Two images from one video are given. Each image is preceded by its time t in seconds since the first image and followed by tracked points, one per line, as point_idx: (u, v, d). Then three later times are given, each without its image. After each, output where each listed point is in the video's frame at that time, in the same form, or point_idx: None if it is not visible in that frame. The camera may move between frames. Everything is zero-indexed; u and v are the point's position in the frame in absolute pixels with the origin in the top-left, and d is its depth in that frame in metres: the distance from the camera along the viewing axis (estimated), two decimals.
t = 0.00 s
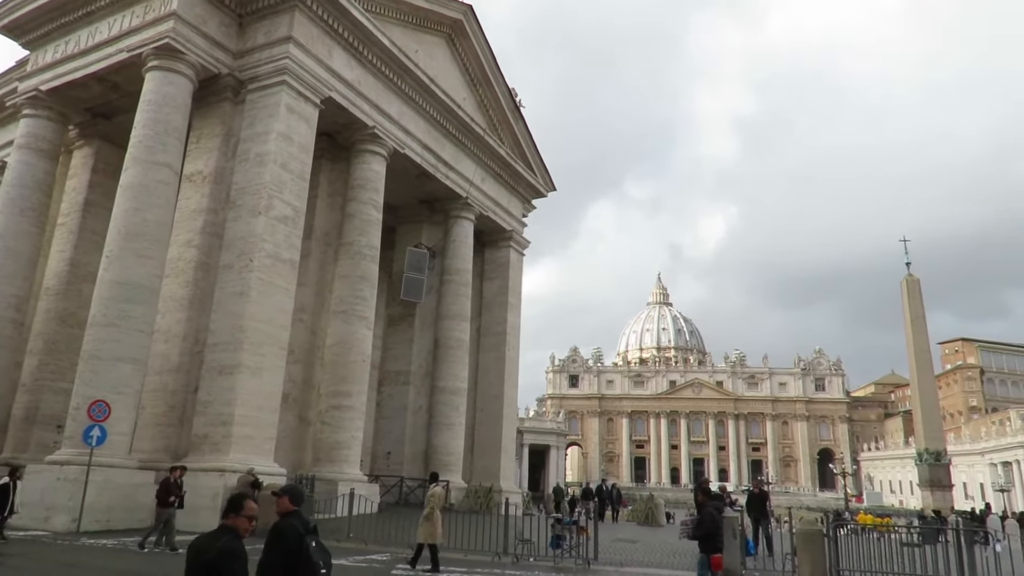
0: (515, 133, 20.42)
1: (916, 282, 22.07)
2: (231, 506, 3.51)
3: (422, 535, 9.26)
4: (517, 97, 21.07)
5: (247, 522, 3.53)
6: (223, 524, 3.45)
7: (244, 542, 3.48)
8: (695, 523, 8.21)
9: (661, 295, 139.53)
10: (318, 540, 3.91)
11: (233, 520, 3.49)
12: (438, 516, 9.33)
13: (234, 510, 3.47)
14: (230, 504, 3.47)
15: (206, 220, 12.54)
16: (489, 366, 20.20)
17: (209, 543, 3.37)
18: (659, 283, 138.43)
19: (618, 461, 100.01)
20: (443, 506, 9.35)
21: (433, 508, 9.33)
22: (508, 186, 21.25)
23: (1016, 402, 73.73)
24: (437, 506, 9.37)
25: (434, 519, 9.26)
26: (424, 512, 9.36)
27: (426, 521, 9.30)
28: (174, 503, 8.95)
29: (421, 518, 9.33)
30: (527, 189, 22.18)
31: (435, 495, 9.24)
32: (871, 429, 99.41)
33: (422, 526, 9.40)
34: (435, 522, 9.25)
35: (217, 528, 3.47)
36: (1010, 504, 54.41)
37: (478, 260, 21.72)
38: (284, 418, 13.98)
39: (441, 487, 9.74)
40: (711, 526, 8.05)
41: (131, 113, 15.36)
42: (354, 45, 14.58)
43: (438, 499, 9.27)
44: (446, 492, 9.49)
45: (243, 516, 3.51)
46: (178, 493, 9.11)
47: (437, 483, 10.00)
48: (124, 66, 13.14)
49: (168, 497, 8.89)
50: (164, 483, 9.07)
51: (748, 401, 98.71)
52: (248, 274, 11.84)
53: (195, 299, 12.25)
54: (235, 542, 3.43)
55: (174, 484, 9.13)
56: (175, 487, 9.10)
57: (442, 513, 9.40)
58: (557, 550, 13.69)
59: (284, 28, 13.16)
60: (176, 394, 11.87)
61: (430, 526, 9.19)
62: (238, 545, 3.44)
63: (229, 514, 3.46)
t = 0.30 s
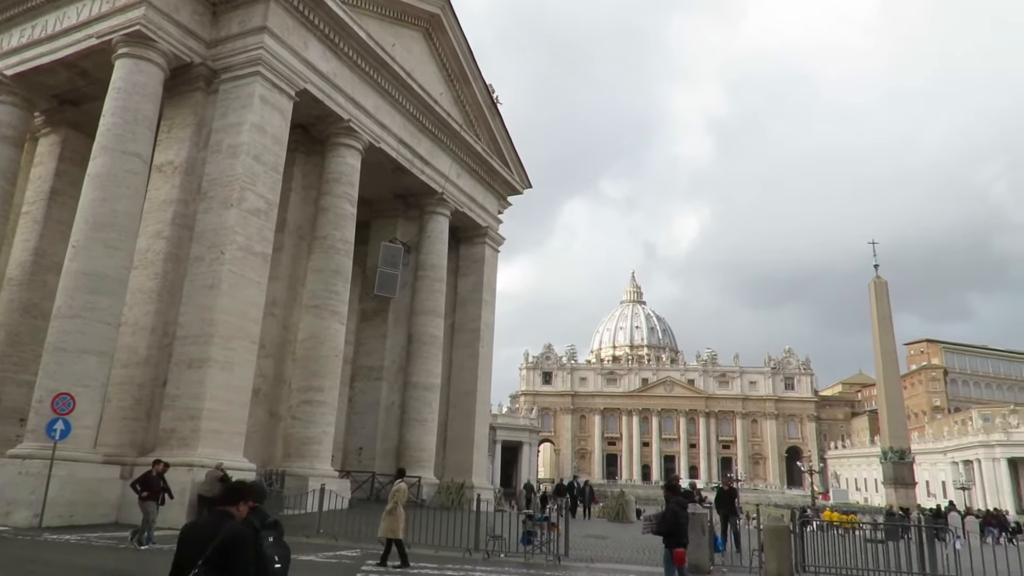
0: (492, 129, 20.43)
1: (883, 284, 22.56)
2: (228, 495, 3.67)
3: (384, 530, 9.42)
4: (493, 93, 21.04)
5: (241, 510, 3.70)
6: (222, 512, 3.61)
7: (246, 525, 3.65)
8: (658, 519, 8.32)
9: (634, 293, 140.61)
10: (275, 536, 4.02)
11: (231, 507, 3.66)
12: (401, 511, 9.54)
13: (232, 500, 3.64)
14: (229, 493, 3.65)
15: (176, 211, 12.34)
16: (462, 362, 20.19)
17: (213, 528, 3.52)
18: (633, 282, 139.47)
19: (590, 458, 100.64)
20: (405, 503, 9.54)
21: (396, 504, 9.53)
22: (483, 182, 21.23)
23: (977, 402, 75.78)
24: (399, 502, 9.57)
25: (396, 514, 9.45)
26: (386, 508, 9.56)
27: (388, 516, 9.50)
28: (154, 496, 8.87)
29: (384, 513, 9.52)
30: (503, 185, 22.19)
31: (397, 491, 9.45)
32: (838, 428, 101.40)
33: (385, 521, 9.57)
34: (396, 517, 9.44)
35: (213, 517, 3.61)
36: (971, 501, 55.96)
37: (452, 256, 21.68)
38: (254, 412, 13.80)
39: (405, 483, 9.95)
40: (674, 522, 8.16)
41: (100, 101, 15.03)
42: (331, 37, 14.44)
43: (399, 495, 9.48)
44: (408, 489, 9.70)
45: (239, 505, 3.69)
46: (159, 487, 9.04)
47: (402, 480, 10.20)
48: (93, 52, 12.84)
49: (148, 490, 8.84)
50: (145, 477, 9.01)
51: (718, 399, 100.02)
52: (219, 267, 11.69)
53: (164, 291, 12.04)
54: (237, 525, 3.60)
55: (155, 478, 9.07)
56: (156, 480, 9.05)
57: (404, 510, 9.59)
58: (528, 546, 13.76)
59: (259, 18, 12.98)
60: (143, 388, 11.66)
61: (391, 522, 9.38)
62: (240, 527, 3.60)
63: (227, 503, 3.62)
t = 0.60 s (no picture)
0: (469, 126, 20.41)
1: (853, 286, 23.00)
2: (210, 494, 3.64)
3: (348, 525, 9.54)
4: (472, 89, 20.99)
5: (225, 508, 3.69)
6: (206, 510, 3.59)
7: (232, 524, 3.66)
8: (625, 517, 8.40)
9: (609, 291, 141.46)
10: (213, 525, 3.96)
11: (216, 507, 3.64)
12: (366, 507, 9.71)
13: (215, 498, 3.62)
14: (210, 493, 3.61)
15: (146, 202, 12.12)
16: (437, 358, 20.15)
17: (199, 528, 3.50)
18: (608, 280, 140.32)
19: (563, 456, 101.10)
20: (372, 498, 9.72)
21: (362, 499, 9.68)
22: (459, 178, 21.18)
23: (941, 403, 77.69)
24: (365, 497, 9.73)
25: (362, 510, 9.60)
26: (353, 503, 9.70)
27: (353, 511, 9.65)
28: (136, 495, 8.71)
29: (350, 508, 9.64)
30: (479, 182, 22.17)
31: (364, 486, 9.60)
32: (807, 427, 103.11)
33: (350, 517, 9.67)
34: (361, 513, 9.58)
35: (195, 514, 3.60)
36: (934, 499, 57.39)
37: (428, 252, 21.61)
38: (224, 407, 13.63)
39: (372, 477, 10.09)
40: (640, 521, 8.24)
41: (69, 88, 14.68)
42: (307, 29, 14.29)
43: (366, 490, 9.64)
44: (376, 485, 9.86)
45: (222, 504, 3.67)
46: (141, 486, 8.86)
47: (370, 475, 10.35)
48: (62, 38, 12.54)
49: (130, 490, 8.64)
50: (128, 475, 8.82)
51: (691, 398, 101.11)
52: (189, 260, 11.51)
53: (133, 284, 11.82)
54: (223, 525, 3.60)
55: (136, 477, 8.86)
56: (137, 480, 8.84)
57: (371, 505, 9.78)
58: (499, 543, 13.79)
59: (234, 7, 12.79)
60: (110, 382, 11.45)
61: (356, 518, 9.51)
62: (226, 527, 3.60)
63: (210, 501, 3.60)
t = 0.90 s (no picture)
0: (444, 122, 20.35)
1: (820, 288, 23.48)
2: (191, 486, 3.84)
3: (312, 520, 9.54)
4: (446, 85, 20.92)
5: (204, 500, 3.88)
6: (187, 501, 3.78)
7: (210, 512, 3.81)
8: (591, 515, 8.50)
9: (581, 290, 142.18)
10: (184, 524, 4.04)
11: (197, 496, 3.84)
12: (332, 503, 9.70)
13: (197, 489, 3.82)
14: (191, 483, 3.82)
15: (112, 192, 11.87)
16: (408, 354, 20.08)
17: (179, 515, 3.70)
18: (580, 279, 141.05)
19: (533, 453, 101.46)
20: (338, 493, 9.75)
21: (327, 495, 9.69)
22: (433, 174, 21.11)
23: (903, 403, 79.67)
24: (330, 493, 9.73)
25: (327, 506, 9.61)
26: (317, 499, 9.70)
27: (318, 507, 9.64)
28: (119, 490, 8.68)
29: (314, 504, 9.65)
30: (453, 178, 22.13)
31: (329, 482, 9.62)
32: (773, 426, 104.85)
33: (314, 512, 9.68)
34: (326, 509, 9.59)
35: (177, 505, 3.78)
36: (895, 498, 58.90)
37: (400, 248, 21.51)
38: (190, 402, 13.44)
39: (338, 473, 10.10)
40: (604, 519, 8.35)
41: (32, 74, 14.31)
42: (280, 20, 14.10)
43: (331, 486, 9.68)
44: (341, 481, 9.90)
45: (202, 494, 3.86)
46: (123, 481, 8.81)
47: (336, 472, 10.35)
48: (25, 22, 12.21)
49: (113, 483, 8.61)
50: (108, 470, 8.77)
51: (660, 397, 102.14)
52: (156, 253, 11.31)
53: (98, 276, 11.58)
54: (203, 512, 3.75)
55: (117, 472, 8.81)
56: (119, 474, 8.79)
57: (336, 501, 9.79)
58: (467, 540, 13.81)
59: None
60: (73, 375, 11.22)
61: (320, 513, 9.51)
62: (206, 515, 3.76)
63: (191, 491, 3.79)
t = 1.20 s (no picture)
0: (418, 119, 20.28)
1: (788, 289, 23.92)
2: (171, 486, 3.83)
3: (276, 518, 9.49)
4: (420, 81, 20.81)
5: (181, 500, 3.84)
6: (164, 500, 3.75)
7: (187, 514, 3.80)
8: (559, 513, 8.54)
9: (554, 288, 142.71)
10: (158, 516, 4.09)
11: (175, 497, 3.82)
12: (297, 501, 9.68)
13: (172, 490, 3.78)
14: (169, 484, 3.81)
15: (75, 182, 11.61)
16: (379, 351, 19.97)
17: (159, 515, 3.65)
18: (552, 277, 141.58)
19: (504, 451, 101.65)
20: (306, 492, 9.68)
21: (292, 494, 9.64)
22: (406, 170, 21.01)
23: (866, 403, 81.51)
24: (297, 491, 9.65)
25: (292, 505, 9.58)
26: (282, 496, 9.64)
27: (283, 504, 9.60)
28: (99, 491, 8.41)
29: (280, 501, 9.62)
30: (426, 175, 22.05)
31: (297, 480, 9.56)
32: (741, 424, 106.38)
33: (279, 509, 9.63)
34: (292, 507, 9.57)
35: (152, 504, 3.73)
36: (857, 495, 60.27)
37: (372, 244, 21.36)
38: (155, 399, 13.19)
39: (305, 472, 10.04)
40: (573, 516, 8.41)
41: None
42: (252, 11, 13.90)
43: (301, 484, 9.56)
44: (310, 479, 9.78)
45: (178, 495, 3.84)
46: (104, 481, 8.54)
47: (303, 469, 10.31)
48: None
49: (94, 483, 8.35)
50: (90, 468, 8.47)
51: (631, 395, 103.01)
52: (121, 246, 11.08)
53: (59, 268, 11.31)
54: (181, 514, 3.74)
55: (99, 470, 8.53)
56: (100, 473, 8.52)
57: (302, 499, 9.76)
58: (437, 537, 13.79)
59: None
60: (33, 369, 10.95)
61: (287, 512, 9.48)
62: (183, 515, 3.75)
63: (168, 491, 3.77)
